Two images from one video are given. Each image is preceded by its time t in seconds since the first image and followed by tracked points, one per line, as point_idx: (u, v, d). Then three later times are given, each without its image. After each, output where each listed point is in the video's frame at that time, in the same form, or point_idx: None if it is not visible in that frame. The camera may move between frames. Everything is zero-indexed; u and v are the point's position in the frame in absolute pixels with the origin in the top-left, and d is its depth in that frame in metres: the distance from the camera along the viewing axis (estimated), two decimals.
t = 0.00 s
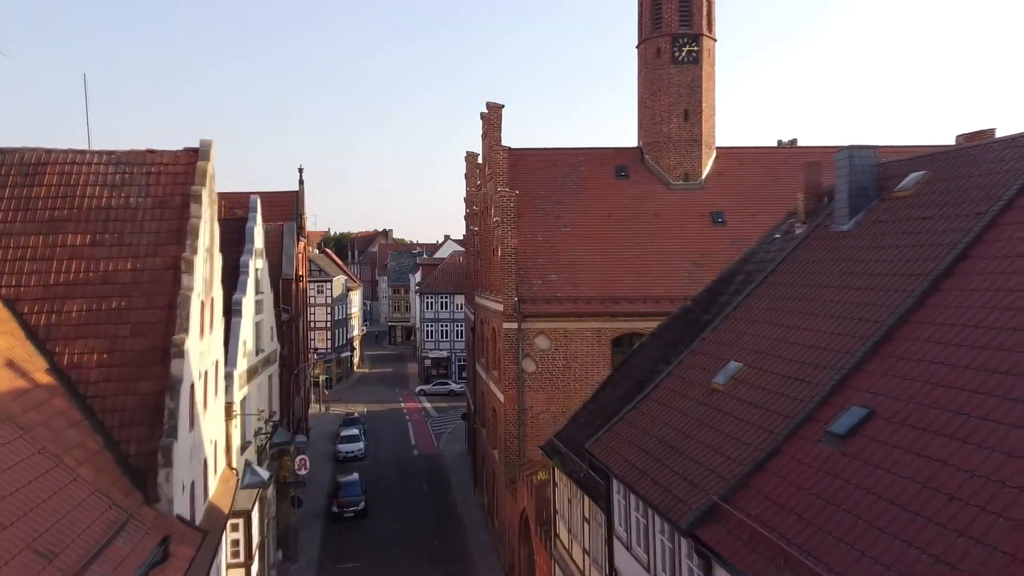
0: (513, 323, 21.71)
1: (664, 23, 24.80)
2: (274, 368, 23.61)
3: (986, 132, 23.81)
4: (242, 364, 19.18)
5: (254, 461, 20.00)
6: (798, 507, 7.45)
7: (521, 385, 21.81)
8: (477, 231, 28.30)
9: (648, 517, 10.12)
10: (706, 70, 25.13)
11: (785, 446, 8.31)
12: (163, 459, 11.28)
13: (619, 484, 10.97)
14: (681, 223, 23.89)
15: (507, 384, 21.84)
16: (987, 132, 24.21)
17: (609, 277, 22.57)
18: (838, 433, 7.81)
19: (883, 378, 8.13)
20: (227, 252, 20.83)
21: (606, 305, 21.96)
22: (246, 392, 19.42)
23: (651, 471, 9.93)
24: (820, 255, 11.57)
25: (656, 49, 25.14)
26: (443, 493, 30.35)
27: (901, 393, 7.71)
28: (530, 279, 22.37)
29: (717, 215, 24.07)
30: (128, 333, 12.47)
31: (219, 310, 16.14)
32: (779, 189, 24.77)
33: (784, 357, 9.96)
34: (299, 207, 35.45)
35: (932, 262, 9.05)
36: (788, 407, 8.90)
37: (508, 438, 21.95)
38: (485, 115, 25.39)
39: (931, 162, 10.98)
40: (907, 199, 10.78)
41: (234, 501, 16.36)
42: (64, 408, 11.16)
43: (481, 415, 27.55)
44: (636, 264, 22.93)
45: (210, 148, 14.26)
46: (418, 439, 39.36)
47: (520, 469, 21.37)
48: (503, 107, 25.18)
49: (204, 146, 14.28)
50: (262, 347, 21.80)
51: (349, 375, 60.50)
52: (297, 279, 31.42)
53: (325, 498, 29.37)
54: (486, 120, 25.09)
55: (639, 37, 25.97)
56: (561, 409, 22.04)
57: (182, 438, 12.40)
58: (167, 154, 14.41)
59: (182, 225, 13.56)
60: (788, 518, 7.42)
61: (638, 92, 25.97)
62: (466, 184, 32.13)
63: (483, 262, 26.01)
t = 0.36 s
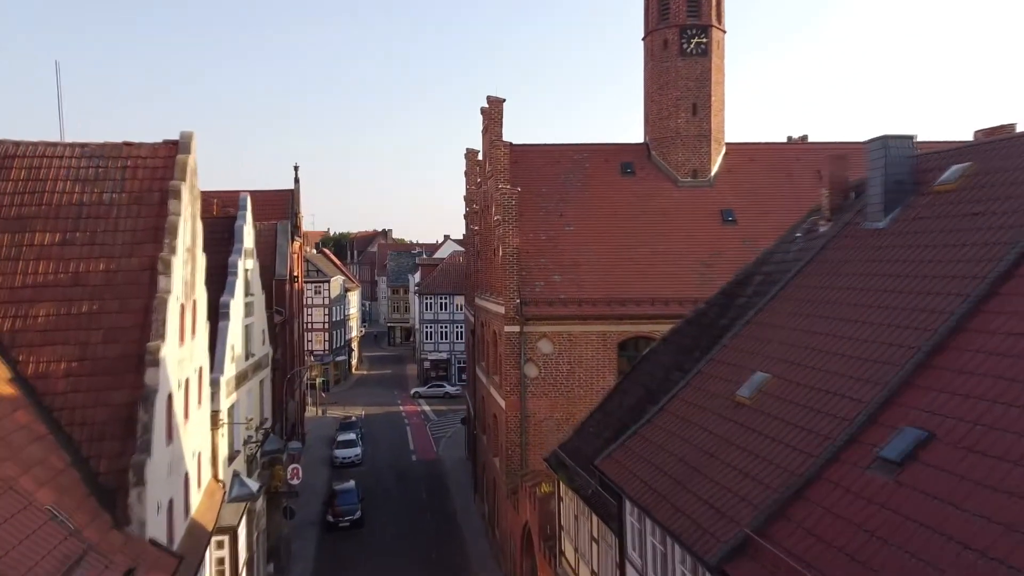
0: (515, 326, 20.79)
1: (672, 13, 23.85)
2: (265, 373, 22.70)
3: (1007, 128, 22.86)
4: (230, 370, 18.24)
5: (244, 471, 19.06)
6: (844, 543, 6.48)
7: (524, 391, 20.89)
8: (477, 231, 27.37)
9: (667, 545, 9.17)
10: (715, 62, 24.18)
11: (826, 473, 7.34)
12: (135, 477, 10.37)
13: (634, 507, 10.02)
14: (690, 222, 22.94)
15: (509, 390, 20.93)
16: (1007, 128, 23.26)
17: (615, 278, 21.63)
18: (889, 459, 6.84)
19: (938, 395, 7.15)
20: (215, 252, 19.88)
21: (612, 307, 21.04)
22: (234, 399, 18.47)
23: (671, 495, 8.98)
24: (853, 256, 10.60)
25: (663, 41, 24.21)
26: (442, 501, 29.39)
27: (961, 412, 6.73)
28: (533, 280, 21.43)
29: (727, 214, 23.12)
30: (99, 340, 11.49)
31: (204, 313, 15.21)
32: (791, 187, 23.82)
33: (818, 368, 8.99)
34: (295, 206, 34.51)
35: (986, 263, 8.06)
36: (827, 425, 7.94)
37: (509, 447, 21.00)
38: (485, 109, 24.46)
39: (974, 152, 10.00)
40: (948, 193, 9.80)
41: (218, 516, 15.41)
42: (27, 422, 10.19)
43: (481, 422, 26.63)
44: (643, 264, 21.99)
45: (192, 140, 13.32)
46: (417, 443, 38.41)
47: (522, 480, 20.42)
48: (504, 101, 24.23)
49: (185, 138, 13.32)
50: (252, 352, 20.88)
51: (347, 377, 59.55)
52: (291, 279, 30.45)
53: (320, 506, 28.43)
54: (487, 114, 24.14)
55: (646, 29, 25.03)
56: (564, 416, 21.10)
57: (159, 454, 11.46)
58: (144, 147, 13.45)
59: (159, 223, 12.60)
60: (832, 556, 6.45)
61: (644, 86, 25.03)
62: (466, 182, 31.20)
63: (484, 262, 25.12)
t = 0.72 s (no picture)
0: (517, 330, 19.89)
1: (681, 3, 22.87)
2: (256, 378, 21.75)
3: None
4: (217, 377, 17.28)
5: (232, 483, 18.11)
6: None
7: (526, 397, 19.95)
8: (478, 230, 26.41)
9: None
10: (726, 55, 23.22)
11: (880, 506, 6.37)
12: (101, 501, 9.41)
13: (652, 534, 9.08)
14: (700, 221, 21.98)
15: (511, 397, 20.00)
16: None
17: (622, 279, 20.68)
18: (958, 493, 5.86)
19: (1011, 417, 6.17)
20: (202, 251, 18.92)
21: (619, 310, 20.09)
22: (221, 407, 17.51)
23: (696, 524, 8.02)
24: (891, 256, 9.62)
25: (672, 32, 23.24)
26: (441, 509, 28.46)
27: None
28: (536, 281, 20.49)
29: (738, 212, 22.16)
30: (65, 348, 10.49)
31: (187, 317, 14.26)
32: (805, 184, 22.87)
33: (859, 382, 8.02)
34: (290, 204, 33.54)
35: None
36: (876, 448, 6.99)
37: (511, 456, 20.06)
38: (486, 104, 23.50)
39: None
40: (1000, 186, 8.82)
41: (201, 534, 14.46)
42: None
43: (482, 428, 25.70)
44: (652, 264, 21.04)
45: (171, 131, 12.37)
46: (415, 449, 37.45)
47: (525, 491, 19.47)
48: (506, 94, 23.25)
49: (163, 129, 12.36)
50: (242, 356, 19.93)
51: (345, 379, 58.60)
52: (285, 280, 29.46)
53: (314, 515, 27.49)
54: (487, 108, 23.16)
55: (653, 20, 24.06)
56: (568, 424, 20.15)
57: (130, 472, 10.50)
58: (120, 139, 12.48)
59: (134, 221, 11.63)
60: None
61: (651, 80, 24.09)
62: (466, 180, 30.25)
63: (484, 262, 24.19)
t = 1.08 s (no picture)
0: (522, 334, 19.04)
1: None
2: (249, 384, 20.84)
3: None
4: (205, 384, 16.36)
5: (221, 495, 17.21)
6: None
7: (531, 404, 19.09)
8: (479, 229, 25.48)
9: None
10: (738, 46, 22.30)
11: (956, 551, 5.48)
12: (64, 526, 8.46)
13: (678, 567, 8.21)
14: (712, 219, 21.05)
15: (515, 403, 19.12)
16: None
17: (632, 281, 19.78)
18: None
19: None
20: (191, 251, 17.97)
21: (629, 313, 19.22)
22: (210, 416, 16.59)
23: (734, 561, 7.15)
24: (940, 256, 8.70)
25: (682, 23, 22.33)
26: (441, 518, 27.57)
27: None
28: (542, 283, 19.60)
29: (752, 210, 21.22)
30: (29, 356, 9.52)
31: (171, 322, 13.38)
32: (821, 181, 21.90)
33: (915, 400, 7.14)
34: (287, 203, 32.61)
35: None
36: (946, 477, 6.08)
37: (515, 466, 19.16)
38: (488, 98, 22.57)
39: None
40: None
41: (185, 554, 13.51)
42: None
43: (484, 435, 24.83)
44: (662, 265, 20.12)
45: (150, 120, 11.45)
46: (415, 454, 36.51)
47: (530, 503, 18.58)
48: (510, 88, 22.31)
49: (141, 118, 11.43)
50: (233, 362, 19.01)
51: (343, 381, 57.67)
52: (280, 281, 28.50)
53: (310, 524, 26.59)
54: (490, 102, 22.23)
55: (662, 10, 23.15)
56: (575, 432, 19.27)
57: (101, 494, 9.56)
58: (94, 129, 11.54)
59: (108, 218, 10.69)
60: None
61: (661, 73, 23.16)
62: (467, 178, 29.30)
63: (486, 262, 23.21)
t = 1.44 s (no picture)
0: (530, 338, 18.15)
1: None
2: (243, 389, 19.92)
3: None
4: (196, 391, 15.45)
5: (213, 509, 16.28)
6: None
7: (540, 411, 18.20)
8: (483, 228, 24.55)
9: None
10: (754, 37, 21.39)
11: None
12: (27, 558, 7.52)
13: None
14: (728, 217, 20.13)
15: (522, 411, 18.22)
16: None
17: (644, 281, 18.88)
18: None
19: None
20: (181, 249, 17.06)
21: (642, 315, 18.31)
22: (201, 425, 15.67)
23: None
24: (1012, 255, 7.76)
25: (696, 12, 21.43)
26: (443, 526, 26.66)
27: None
28: (551, 283, 18.70)
29: (770, 208, 20.29)
30: None
31: (156, 327, 12.47)
32: (842, 177, 20.97)
33: (1000, 422, 6.20)
34: (284, 202, 31.67)
35: None
36: None
37: (522, 476, 18.23)
38: (494, 91, 21.65)
39: None
40: None
41: None
42: None
43: (488, 441, 23.92)
44: (677, 265, 19.21)
45: (130, 107, 10.51)
46: (416, 458, 35.56)
47: (539, 517, 17.65)
48: (516, 80, 21.38)
49: (120, 105, 10.49)
50: (226, 367, 18.10)
51: (343, 383, 56.75)
52: (277, 282, 27.57)
53: (308, 534, 25.69)
54: (496, 95, 21.30)
55: None
56: (585, 440, 18.35)
57: (74, 519, 8.63)
58: (70, 117, 10.61)
59: (83, 213, 9.76)
60: None
61: (673, 65, 22.25)
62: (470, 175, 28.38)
63: (491, 262, 22.30)
